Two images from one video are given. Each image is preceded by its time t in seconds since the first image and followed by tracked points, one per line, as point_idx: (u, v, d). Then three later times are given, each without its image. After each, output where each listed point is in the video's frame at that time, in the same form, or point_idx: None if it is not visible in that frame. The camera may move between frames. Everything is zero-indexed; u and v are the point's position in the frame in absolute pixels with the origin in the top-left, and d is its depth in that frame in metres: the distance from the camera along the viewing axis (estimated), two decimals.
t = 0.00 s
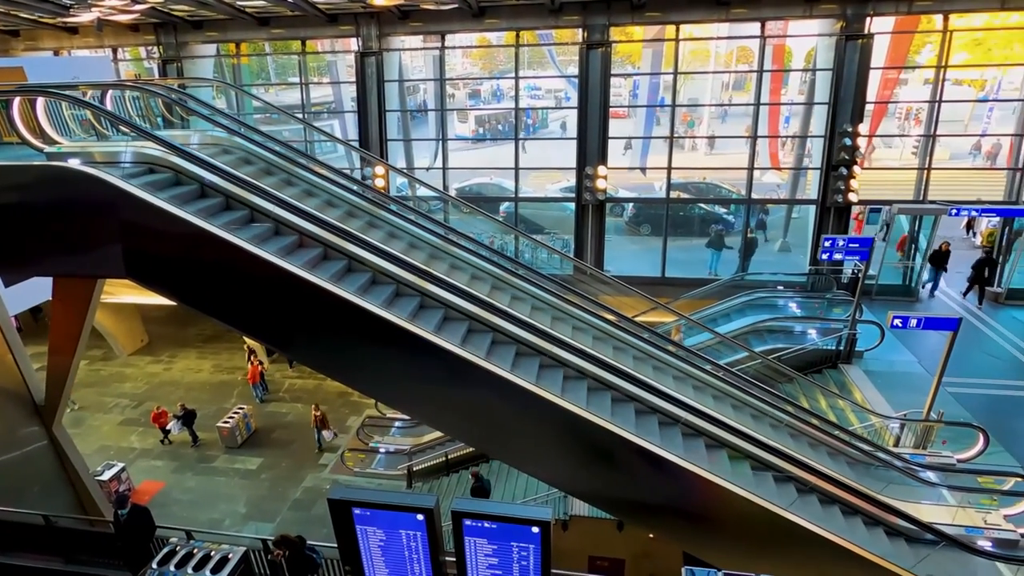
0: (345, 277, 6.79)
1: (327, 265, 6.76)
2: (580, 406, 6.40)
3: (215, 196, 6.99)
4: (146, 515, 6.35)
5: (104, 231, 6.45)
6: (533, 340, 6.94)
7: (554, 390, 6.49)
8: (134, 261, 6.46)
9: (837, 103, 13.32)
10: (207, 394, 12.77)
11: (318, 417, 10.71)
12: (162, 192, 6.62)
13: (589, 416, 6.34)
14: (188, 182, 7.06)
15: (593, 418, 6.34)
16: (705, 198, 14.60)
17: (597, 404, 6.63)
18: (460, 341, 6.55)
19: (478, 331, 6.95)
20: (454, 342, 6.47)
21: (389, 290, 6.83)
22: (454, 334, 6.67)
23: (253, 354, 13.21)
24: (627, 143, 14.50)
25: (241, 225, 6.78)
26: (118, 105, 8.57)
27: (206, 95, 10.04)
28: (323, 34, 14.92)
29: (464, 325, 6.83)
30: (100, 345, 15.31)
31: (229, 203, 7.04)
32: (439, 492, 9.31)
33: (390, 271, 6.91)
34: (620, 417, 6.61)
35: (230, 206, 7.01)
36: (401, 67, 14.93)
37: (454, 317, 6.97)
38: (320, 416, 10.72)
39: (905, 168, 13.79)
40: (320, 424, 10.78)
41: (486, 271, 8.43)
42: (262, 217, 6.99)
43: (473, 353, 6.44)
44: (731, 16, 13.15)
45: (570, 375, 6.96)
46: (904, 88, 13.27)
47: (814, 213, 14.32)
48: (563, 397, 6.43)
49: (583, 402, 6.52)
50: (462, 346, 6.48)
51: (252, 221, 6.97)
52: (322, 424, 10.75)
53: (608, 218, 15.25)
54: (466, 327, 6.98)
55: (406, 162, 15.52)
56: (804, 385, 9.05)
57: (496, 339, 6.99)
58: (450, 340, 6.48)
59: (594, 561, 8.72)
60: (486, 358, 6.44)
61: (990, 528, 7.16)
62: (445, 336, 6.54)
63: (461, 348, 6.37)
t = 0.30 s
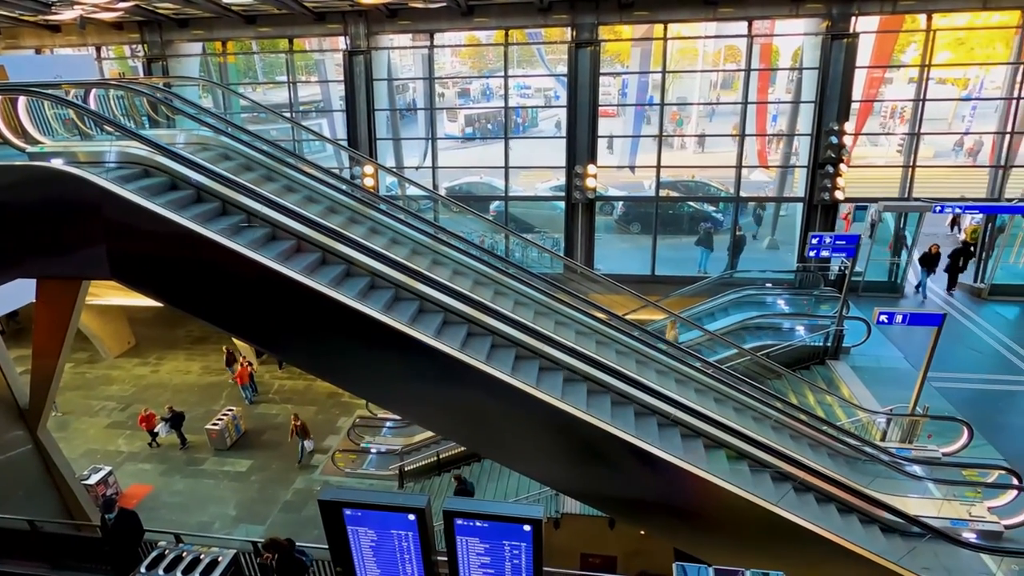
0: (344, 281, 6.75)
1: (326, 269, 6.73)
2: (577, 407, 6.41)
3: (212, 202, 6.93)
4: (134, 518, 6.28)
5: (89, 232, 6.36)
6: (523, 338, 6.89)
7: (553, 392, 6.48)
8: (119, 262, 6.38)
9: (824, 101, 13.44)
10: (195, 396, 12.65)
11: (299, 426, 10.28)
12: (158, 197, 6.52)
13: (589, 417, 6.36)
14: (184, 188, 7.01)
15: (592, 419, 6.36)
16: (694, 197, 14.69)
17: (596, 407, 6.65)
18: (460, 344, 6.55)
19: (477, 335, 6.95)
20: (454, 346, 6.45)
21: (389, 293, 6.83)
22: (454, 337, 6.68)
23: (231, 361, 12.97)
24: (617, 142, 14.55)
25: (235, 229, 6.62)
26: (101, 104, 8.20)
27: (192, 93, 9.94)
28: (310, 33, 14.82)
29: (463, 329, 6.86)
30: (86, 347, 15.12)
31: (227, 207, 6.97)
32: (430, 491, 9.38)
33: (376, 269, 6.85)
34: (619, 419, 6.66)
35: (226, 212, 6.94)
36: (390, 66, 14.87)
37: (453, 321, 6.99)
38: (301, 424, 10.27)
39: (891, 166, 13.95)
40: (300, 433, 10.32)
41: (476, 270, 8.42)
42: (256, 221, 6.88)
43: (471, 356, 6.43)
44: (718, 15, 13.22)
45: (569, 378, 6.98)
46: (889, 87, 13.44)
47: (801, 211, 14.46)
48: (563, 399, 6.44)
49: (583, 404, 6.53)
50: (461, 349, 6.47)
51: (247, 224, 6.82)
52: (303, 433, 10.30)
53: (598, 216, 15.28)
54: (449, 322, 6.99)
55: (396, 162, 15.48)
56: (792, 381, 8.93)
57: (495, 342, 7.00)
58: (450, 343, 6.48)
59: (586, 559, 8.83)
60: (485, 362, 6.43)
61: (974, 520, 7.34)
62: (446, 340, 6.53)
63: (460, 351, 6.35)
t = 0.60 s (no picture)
0: (344, 285, 6.71)
1: (325, 273, 6.67)
2: (572, 407, 6.42)
3: (210, 205, 6.83)
4: (122, 520, 6.22)
5: (74, 232, 6.28)
6: (515, 337, 6.89)
7: (556, 395, 6.50)
8: (105, 263, 6.29)
9: (812, 98, 13.55)
10: (184, 397, 12.53)
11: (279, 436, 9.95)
12: (155, 202, 6.42)
13: (580, 415, 6.37)
14: (180, 191, 6.89)
15: (584, 417, 6.37)
16: (684, 194, 14.74)
17: (597, 408, 6.69)
18: (458, 346, 6.53)
19: (478, 338, 6.96)
20: (455, 348, 6.46)
21: (389, 296, 6.79)
22: (448, 338, 6.65)
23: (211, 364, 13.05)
24: (607, 139, 14.58)
25: (234, 234, 6.55)
26: (86, 102, 8.11)
27: (178, 92, 9.82)
28: (298, 30, 14.71)
29: (464, 331, 6.85)
30: (72, 348, 14.92)
31: (225, 212, 6.87)
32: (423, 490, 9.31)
33: (366, 268, 6.81)
34: (613, 418, 6.67)
35: (225, 216, 6.83)
36: (379, 64, 14.80)
37: (453, 323, 6.98)
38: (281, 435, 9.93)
39: (878, 163, 14.11)
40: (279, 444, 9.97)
41: (467, 268, 8.39)
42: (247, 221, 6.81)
43: (473, 359, 6.43)
44: (707, 13, 13.26)
45: (569, 379, 7.00)
46: (875, 85, 13.57)
47: (790, 208, 14.56)
48: (555, 397, 6.46)
49: (584, 406, 6.55)
50: (463, 353, 6.46)
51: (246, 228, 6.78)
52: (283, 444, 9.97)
53: (588, 214, 15.30)
54: (444, 322, 6.96)
55: (386, 160, 15.43)
56: (783, 377, 9.02)
57: (496, 345, 7.01)
58: (452, 346, 6.49)
59: (579, 555, 8.96)
60: (485, 364, 6.43)
61: (960, 512, 7.48)
62: (448, 343, 6.53)
63: (460, 355, 6.37)
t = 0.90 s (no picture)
0: (344, 288, 6.68)
1: (322, 274, 6.64)
2: (565, 404, 6.44)
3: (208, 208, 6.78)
4: (112, 521, 6.17)
5: (60, 231, 6.19)
6: (506, 334, 6.88)
7: (557, 396, 6.52)
8: (92, 262, 6.22)
9: (801, 95, 13.63)
10: (174, 397, 12.43)
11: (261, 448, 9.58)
12: (154, 205, 6.37)
13: (572, 412, 6.40)
14: (177, 194, 6.81)
15: (578, 415, 6.39)
16: (675, 191, 14.78)
17: (597, 408, 6.71)
18: (444, 343, 6.50)
19: (472, 337, 6.94)
20: (452, 349, 6.44)
21: (389, 299, 6.75)
22: (437, 334, 6.63)
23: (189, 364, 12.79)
24: (597, 136, 14.59)
25: (233, 237, 6.55)
26: (73, 99, 7.98)
27: (165, 88, 9.71)
28: (287, 26, 14.57)
29: (465, 334, 6.82)
30: (58, 349, 14.74)
31: (223, 214, 6.85)
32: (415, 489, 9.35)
33: (357, 266, 6.78)
34: (605, 414, 6.68)
35: (219, 216, 6.82)
36: (369, 60, 14.72)
37: (454, 326, 6.94)
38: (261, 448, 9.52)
39: (866, 159, 14.23)
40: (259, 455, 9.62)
41: (458, 266, 8.38)
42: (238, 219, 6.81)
43: (471, 360, 6.42)
44: (697, 10, 13.28)
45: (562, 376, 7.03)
46: (863, 82, 13.67)
47: (779, 204, 14.65)
48: (547, 395, 6.48)
49: (579, 404, 6.58)
50: (461, 353, 6.47)
51: (245, 233, 6.79)
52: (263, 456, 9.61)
53: (580, 211, 15.32)
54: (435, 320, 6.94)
55: (377, 157, 15.36)
56: (773, 372, 9.02)
57: (496, 346, 7.00)
58: (452, 349, 6.45)
59: (571, 551, 9.01)
60: (467, 358, 6.42)
61: (946, 504, 7.60)
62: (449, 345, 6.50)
63: (460, 356, 6.37)
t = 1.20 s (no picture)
0: (335, 286, 6.64)
1: (312, 272, 6.60)
2: (556, 400, 6.45)
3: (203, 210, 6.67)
4: (102, 523, 6.11)
5: (44, 229, 6.10)
6: (498, 331, 6.87)
7: (550, 394, 6.54)
8: (78, 261, 6.14)
9: (790, 92, 13.71)
10: (162, 397, 12.32)
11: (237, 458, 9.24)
12: (151, 208, 6.30)
13: (564, 408, 6.42)
14: (174, 195, 6.72)
15: (570, 411, 6.41)
16: (665, 187, 14.84)
17: (597, 408, 6.75)
18: (439, 342, 6.50)
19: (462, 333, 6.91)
20: (444, 346, 6.42)
21: (386, 300, 6.73)
22: (431, 333, 6.62)
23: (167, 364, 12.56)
24: (588, 133, 14.60)
25: (232, 240, 6.49)
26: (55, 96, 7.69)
27: (151, 85, 9.59)
28: (275, 22, 14.43)
29: (465, 336, 6.80)
30: (44, 349, 14.55)
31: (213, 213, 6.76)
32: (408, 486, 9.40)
33: (349, 265, 6.75)
34: (595, 410, 6.71)
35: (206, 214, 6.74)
36: (359, 57, 14.63)
37: (454, 328, 6.92)
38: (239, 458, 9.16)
39: (854, 156, 14.34)
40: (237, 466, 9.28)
41: (449, 263, 8.35)
42: (229, 219, 6.69)
43: (462, 356, 6.41)
44: (687, 7, 13.30)
45: (554, 373, 7.05)
46: (851, 79, 13.77)
47: (768, 200, 14.74)
48: (540, 391, 6.49)
49: (570, 401, 6.59)
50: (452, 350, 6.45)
51: (241, 235, 6.70)
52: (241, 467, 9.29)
53: (571, 209, 15.33)
54: (426, 317, 6.91)
55: (367, 154, 15.29)
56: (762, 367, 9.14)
57: (490, 345, 6.99)
58: (454, 351, 6.45)
59: (564, 547, 9.02)
60: (460, 355, 6.41)
61: (932, 496, 7.73)
62: (450, 347, 6.49)
63: (453, 354, 6.34)
